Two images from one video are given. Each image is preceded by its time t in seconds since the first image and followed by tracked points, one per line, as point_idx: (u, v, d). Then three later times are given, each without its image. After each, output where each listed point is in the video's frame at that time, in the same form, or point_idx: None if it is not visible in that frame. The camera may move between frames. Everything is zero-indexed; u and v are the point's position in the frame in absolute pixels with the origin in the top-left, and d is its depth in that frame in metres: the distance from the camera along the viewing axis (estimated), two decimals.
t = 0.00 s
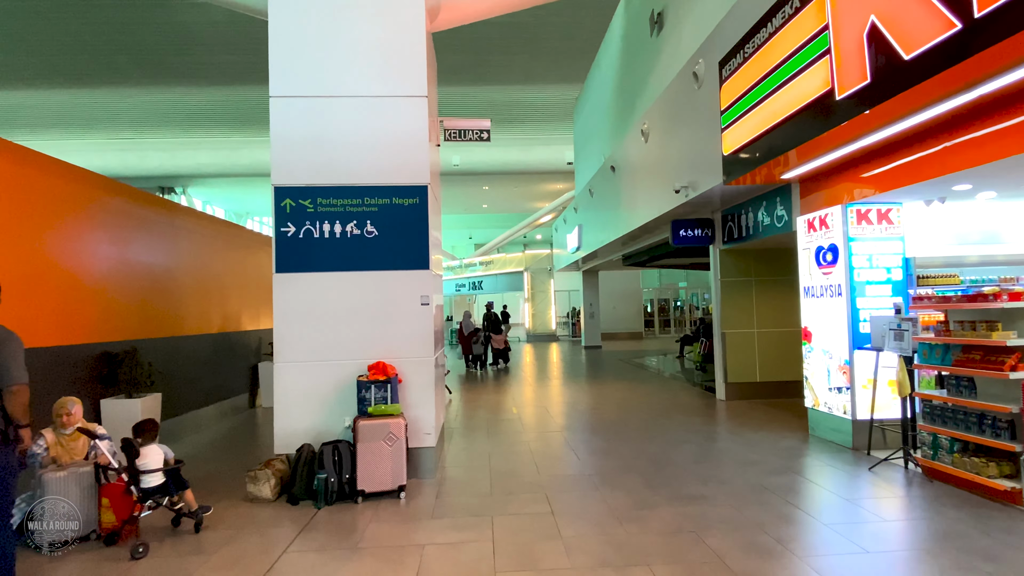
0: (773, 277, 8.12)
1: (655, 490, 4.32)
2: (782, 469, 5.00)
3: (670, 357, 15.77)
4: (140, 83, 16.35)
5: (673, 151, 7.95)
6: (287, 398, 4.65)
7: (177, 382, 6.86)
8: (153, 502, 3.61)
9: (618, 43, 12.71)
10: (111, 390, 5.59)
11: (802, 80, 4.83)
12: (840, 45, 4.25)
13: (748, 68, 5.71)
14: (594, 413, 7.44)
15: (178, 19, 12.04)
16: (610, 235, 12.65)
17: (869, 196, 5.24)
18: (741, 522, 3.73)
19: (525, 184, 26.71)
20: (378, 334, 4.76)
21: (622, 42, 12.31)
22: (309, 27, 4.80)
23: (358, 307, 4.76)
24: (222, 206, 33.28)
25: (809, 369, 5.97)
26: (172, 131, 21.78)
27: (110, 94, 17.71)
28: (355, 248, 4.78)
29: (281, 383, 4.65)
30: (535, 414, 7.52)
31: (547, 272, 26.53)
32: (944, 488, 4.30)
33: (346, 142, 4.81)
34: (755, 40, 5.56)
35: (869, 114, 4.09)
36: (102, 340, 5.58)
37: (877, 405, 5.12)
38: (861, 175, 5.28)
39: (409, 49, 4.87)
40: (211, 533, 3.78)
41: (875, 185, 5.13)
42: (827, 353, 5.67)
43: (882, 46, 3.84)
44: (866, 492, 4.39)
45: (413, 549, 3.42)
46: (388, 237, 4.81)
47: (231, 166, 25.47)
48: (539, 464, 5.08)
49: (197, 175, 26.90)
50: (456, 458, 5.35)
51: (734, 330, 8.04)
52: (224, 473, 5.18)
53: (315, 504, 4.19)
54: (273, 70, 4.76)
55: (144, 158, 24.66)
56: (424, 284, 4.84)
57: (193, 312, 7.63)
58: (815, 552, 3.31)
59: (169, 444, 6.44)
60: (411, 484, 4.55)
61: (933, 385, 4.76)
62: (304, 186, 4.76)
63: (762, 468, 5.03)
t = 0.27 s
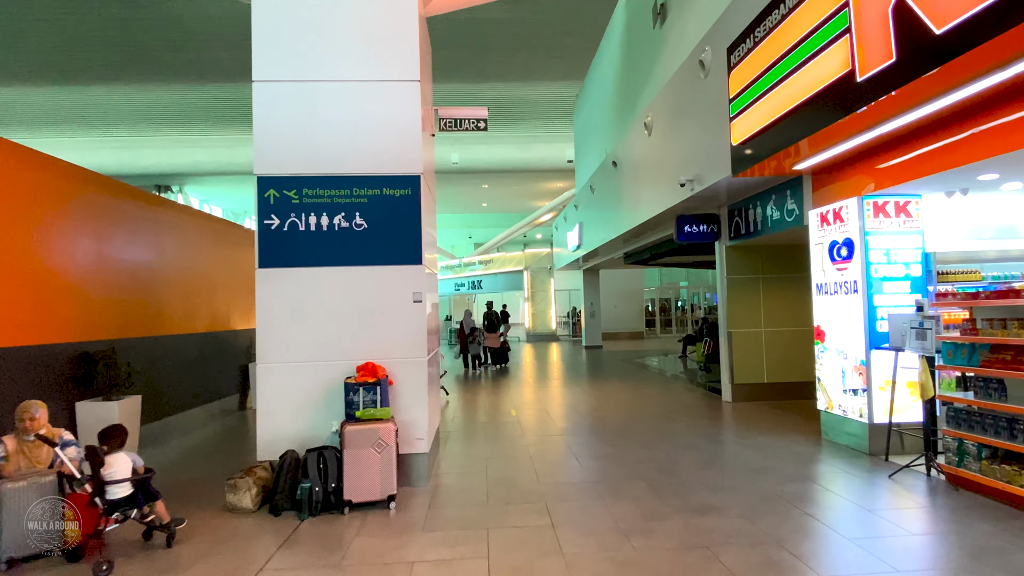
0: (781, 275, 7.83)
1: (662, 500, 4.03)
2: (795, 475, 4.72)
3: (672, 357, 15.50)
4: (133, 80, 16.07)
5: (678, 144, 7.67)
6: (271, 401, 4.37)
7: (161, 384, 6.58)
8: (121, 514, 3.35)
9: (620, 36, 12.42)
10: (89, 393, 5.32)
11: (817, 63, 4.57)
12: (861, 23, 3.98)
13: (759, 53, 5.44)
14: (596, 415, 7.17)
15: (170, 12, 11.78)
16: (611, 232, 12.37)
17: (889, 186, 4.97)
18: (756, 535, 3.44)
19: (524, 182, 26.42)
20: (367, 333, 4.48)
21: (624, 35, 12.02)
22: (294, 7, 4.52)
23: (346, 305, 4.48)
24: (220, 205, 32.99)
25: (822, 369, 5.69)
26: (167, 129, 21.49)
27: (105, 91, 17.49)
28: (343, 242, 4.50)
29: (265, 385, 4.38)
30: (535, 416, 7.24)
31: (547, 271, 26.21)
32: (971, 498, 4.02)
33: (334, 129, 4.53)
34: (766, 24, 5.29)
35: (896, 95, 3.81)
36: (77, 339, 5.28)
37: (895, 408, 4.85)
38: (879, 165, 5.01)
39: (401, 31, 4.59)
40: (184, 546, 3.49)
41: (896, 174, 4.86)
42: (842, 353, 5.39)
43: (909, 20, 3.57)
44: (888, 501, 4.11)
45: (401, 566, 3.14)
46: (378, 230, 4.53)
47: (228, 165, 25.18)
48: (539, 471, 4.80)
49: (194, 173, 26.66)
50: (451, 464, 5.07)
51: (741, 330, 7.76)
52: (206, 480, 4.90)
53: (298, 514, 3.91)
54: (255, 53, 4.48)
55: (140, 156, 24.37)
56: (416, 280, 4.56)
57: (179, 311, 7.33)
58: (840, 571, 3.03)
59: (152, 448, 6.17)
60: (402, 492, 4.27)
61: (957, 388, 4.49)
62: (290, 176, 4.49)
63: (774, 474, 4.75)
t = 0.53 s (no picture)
0: (790, 274, 7.54)
1: (671, 516, 3.75)
2: (812, 488, 4.43)
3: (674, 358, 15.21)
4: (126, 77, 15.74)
5: (682, 138, 7.37)
6: (251, 409, 4.09)
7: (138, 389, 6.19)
8: (80, 537, 3.05)
9: (621, 29, 12.12)
10: (62, 400, 5.00)
11: (836, 48, 4.28)
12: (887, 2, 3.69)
13: (771, 40, 5.16)
14: (598, 421, 6.87)
15: (159, 7, 11.46)
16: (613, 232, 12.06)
17: (909, 181, 4.69)
18: (775, 559, 3.16)
19: (524, 181, 26.11)
20: (354, 336, 4.19)
21: (625, 28, 11.72)
22: None
23: (331, 307, 4.19)
24: (218, 204, 32.65)
25: (836, 374, 5.40)
26: (162, 127, 21.16)
27: (97, 88, 17.16)
28: (329, 239, 4.21)
29: (245, 392, 4.09)
30: (534, 421, 6.95)
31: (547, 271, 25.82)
32: (1004, 516, 3.73)
33: (318, 119, 4.25)
34: (780, 9, 5.00)
35: (926, 80, 3.53)
36: (48, 343, 4.96)
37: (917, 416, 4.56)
38: (898, 158, 4.73)
39: (390, 15, 4.30)
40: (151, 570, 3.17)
41: (916, 169, 4.58)
42: (859, 357, 5.10)
43: None
44: (911, 516, 3.86)
45: None
46: (366, 226, 4.24)
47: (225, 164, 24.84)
48: (538, 483, 4.51)
49: (190, 172, 26.34)
50: (444, 475, 4.78)
51: (749, 331, 7.47)
52: (185, 493, 4.61)
53: (278, 534, 3.62)
54: (234, 36, 4.19)
55: (135, 155, 24.05)
56: (407, 280, 4.27)
57: (162, 313, 7.03)
58: None
59: (132, 456, 5.88)
60: (391, 508, 3.98)
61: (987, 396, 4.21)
62: (272, 169, 4.20)
63: (790, 486, 4.45)
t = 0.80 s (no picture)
0: (802, 272, 7.25)
1: (684, 531, 3.47)
2: (833, 498, 4.15)
3: (678, 359, 14.91)
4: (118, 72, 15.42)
5: (689, 130, 7.08)
6: (232, 415, 3.81)
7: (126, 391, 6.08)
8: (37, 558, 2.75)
9: (624, 22, 11.82)
10: (33, 404, 4.72)
11: (859, 28, 4.00)
12: None
13: (786, 23, 4.87)
14: (602, 424, 6.58)
15: None
16: (615, 229, 11.77)
17: (933, 173, 4.41)
18: None
19: (524, 180, 25.81)
20: (343, 336, 3.91)
21: (628, 20, 11.43)
22: None
23: (319, 305, 3.91)
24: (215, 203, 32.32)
25: (854, 376, 5.12)
26: (157, 125, 20.83)
27: (91, 85, 16.89)
28: (316, 232, 3.93)
29: (225, 396, 3.82)
30: (535, 425, 6.67)
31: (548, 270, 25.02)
32: None
33: (304, 103, 3.97)
34: None
35: (966, 55, 3.24)
36: (16, 343, 4.66)
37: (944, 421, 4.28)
38: (921, 149, 4.45)
39: None
40: None
41: (941, 160, 4.30)
42: (880, 359, 4.82)
43: None
44: (938, 528, 3.61)
45: None
46: (356, 219, 3.96)
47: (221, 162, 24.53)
48: (540, 493, 4.22)
49: (187, 169, 26.06)
50: (439, 484, 4.50)
51: (758, 331, 7.19)
52: (164, 503, 4.33)
53: (258, 551, 3.33)
54: (215, 15, 3.90)
55: (130, 153, 23.73)
56: (399, 277, 3.98)
57: (148, 309, 6.77)
58: None
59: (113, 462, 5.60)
60: (382, 521, 3.70)
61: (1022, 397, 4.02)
62: (255, 157, 3.93)
63: (810, 495, 4.17)
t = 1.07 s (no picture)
0: (816, 271, 6.96)
1: (701, 553, 3.18)
2: (859, 512, 3.87)
3: (682, 360, 14.61)
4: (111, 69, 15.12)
5: (698, 123, 6.79)
6: (212, 424, 3.53)
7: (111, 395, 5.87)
8: None
9: (628, 14, 11.50)
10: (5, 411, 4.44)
11: (888, 7, 3.71)
12: None
13: (805, 6, 4.59)
14: (607, 429, 6.29)
15: None
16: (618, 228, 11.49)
17: (963, 165, 4.12)
18: None
19: (525, 179, 25.50)
20: (332, 340, 3.62)
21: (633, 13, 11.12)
22: None
23: (306, 306, 3.62)
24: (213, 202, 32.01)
25: (877, 381, 4.84)
26: (153, 123, 20.53)
27: (85, 84, 16.65)
28: (303, 227, 3.64)
29: (205, 404, 3.54)
30: (538, 430, 6.37)
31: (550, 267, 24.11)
32: None
33: (290, 88, 3.68)
34: None
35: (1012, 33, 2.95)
36: None
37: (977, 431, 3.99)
38: (948, 139, 4.16)
39: None
40: None
41: (971, 151, 4.01)
42: (906, 363, 4.53)
43: None
44: (973, 546, 3.33)
45: None
46: (346, 213, 3.67)
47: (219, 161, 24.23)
48: (543, 507, 3.94)
49: (185, 169, 25.81)
50: (436, 496, 4.21)
51: (770, 333, 6.90)
52: (142, 517, 4.05)
53: None
54: None
55: (126, 152, 23.43)
56: (393, 276, 3.68)
57: (133, 306, 6.50)
58: None
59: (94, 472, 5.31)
60: (374, 541, 3.42)
61: None
62: (237, 146, 3.64)
63: (834, 510, 3.90)
